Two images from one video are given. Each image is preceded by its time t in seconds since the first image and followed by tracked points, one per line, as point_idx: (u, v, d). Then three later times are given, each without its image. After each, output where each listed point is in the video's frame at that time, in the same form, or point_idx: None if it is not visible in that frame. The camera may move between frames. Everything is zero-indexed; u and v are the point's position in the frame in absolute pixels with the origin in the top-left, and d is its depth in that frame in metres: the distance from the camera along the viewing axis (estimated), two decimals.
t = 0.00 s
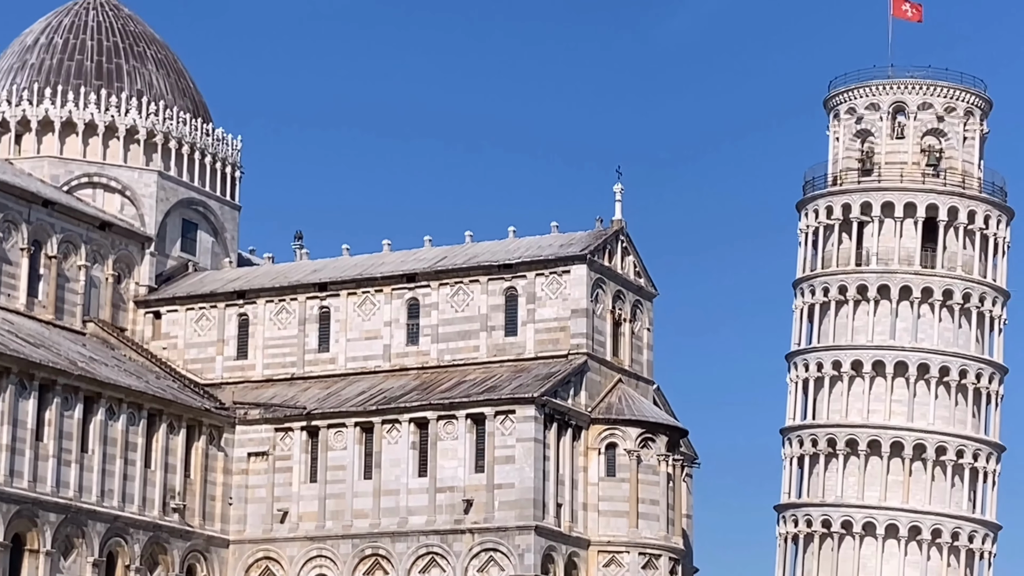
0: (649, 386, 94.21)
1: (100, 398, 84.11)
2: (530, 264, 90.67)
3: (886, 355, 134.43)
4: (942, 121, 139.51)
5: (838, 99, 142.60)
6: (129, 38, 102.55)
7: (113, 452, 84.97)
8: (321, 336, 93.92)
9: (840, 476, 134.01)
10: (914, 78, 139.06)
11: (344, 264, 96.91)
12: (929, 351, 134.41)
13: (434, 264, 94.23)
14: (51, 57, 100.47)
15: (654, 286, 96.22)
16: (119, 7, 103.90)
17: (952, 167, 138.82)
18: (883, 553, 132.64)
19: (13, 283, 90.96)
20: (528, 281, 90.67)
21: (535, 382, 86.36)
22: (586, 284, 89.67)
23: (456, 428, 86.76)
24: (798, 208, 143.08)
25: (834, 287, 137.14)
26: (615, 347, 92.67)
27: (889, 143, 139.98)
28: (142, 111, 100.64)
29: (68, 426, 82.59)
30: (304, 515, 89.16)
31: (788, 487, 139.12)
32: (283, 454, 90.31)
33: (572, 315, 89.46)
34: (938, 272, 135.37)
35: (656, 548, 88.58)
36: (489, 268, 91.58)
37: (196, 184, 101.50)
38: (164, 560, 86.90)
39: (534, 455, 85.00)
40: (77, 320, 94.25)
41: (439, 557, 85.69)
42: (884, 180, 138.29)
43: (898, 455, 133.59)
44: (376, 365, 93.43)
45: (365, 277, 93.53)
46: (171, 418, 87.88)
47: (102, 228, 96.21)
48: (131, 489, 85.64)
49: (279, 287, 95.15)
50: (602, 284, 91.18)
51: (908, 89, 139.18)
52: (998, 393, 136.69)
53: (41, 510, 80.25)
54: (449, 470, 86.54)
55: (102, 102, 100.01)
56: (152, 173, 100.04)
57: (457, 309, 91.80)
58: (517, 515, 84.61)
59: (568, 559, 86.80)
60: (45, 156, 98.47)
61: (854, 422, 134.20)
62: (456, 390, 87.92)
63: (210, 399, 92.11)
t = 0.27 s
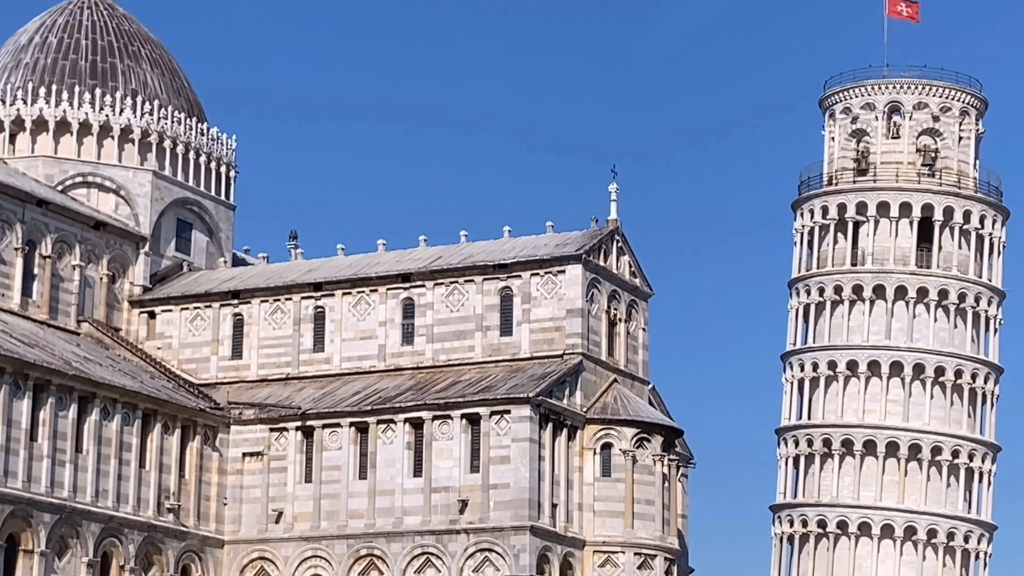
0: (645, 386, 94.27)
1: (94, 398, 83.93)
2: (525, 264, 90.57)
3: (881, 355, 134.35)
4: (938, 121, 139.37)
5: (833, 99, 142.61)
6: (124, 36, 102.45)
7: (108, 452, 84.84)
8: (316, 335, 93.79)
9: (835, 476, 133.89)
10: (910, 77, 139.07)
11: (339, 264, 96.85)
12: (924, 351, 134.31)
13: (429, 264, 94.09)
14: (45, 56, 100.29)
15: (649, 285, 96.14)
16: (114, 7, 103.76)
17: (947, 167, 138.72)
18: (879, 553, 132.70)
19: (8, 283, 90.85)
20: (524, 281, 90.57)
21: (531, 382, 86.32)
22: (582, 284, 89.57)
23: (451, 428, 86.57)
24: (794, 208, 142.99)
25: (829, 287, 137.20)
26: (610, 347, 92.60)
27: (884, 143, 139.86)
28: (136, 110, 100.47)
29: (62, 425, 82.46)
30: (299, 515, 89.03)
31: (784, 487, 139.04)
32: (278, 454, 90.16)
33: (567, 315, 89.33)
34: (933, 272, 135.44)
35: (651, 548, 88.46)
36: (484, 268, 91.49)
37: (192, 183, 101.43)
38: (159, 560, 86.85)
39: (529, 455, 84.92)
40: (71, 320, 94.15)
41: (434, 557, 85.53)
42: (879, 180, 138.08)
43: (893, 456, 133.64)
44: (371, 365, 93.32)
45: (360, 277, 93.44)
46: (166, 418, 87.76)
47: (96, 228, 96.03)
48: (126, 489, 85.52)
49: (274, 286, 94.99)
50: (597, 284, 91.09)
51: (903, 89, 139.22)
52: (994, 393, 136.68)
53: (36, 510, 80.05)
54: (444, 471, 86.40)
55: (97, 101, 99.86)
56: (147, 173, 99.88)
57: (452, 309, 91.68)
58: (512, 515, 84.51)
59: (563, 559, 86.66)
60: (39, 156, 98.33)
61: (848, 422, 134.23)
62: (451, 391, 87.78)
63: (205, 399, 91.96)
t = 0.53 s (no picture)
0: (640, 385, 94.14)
1: (87, 398, 83.78)
2: (520, 264, 90.47)
3: (875, 355, 134.32)
4: (933, 121, 139.45)
5: (828, 98, 142.59)
6: (117, 35, 102.25)
7: (101, 452, 84.71)
8: (310, 335, 93.65)
9: (829, 476, 134.02)
10: (905, 76, 139.06)
11: (334, 263, 96.73)
12: (918, 351, 134.22)
13: (423, 263, 93.97)
14: (39, 54, 100.08)
15: (644, 285, 95.99)
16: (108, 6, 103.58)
17: (942, 166, 138.64)
18: (873, 553, 132.74)
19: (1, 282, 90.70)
20: (518, 280, 90.45)
21: (525, 382, 86.25)
22: (576, 283, 89.44)
23: (445, 428, 86.51)
24: (788, 207, 142.90)
25: (824, 287, 137.16)
26: (605, 346, 92.49)
27: (879, 143, 139.93)
28: (130, 109, 100.31)
29: (56, 425, 82.29)
30: (293, 515, 88.92)
31: (779, 486, 138.97)
32: (272, 454, 90.07)
33: (562, 314, 89.22)
34: (928, 271, 135.33)
35: (645, 548, 88.52)
36: (479, 267, 91.38)
37: (185, 183, 101.28)
38: (153, 560, 86.73)
39: (523, 455, 84.82)
40: (65, 319, 94.00)
41: (428, 557, 85.43)
42: (874, 180, 137.86)
43: (888, 456, 133.59)
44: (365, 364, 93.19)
45: (354, 277, 93.30)
46: (159, 418, 87.63)
47: (90, 227, 95.86)
48: (119, 489, 85.37)
49: (268, 285, 94.86)
50: (591, 284, 90.97)
51: (898, 89, 139.20)
52: (988, 393, 136.57)
53: (29, 510, 79.93)
54: (439, 470, 86.32)
55: (91, 100, 99.69)
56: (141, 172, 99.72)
57: (447, 308, 91.57)
58: (506, 515, 84.39)
59: (557, 559, 86.56)
60: (33, 154, 98.15)
61: (843, 422, 134.20)
62: (445, 390, 87.67)
63: (199, 398, 91.83)
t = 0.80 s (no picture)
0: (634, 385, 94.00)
1: (81, 397, 83.61)
2: (515, 263, 90.37)
3: (871, 355, 134.23)
4: (928, 121, 139.31)
5: (823, 98, 142.58)
6: (112, 34, 102.09)
7: (95, 451, 84.55)
8: (304, 334, 93.51)
9: (824, 476, 133.98)
10: (900, 76, 139.05)
11: (328, 263, 96.63)
12: (913, 351, 134.18)
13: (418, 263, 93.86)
14: (33, 53, 99.88)
15: (638, 285, 95.96)
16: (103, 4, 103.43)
17: (937, 166, 138.58)
18: (868, 553, 132.62)
19: None
20: (513, 280, 90.36)
21: (520, 381, 86.17)
22: (571, 283, 89.37)
23: (440, 427, 86.37)
24: (784, 207, 142.84)
25: (819, 286, 137.12)
26: (600, 346, 92.41)
27: (874, 143, 139.92)
28: (125, 108, 100.14)
29: (50, 424, 82.13)
30: (287, 515, 88.78)
31: (774, 486, 138.93)
32: (266, 453, 89.92)
33: (557, 314, 89.13)
34: (923, 271, 135.26)
35: (640, 548, 88.29)
36: (473, 267, 91.27)
37: (180, 182, 101.15)
38: (147, 560, 86.57)
39: (518, 455, 84.74)
40: (59, 318, 93.84)
41: (422, 557, 85.31)
42: (870, 180, 137.62)
43: (883, 456, 133.46)
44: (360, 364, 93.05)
45: (349, 276, 93.20)
46: (153, 417, 87.48)
47: (84, 226, 95.72)
48: (113, 488, 85.22)
49: (263, 284, 94.73)
50: (586, 283, 90.88)
51: (893, 89, 139.18)
52: (983, 393, 136.47)
53: (23, 509, 79.76)
54: (433, 470, 86.20)
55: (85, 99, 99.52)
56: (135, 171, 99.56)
57: (442, 308, 91.46)
58: (501, 514, 84.31)
59: (552, 559, 86.48)
60: (27, 153, 98.01)
61: (837, 422, 134.13)
62: (440, 390, 87.55)
63: (193, 398, 91.68)
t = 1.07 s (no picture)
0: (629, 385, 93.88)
1: (75, 397, 83.43)
2: (510, 262, 90.25)
3: (866, 355, 134.21)
4: (923, 120, 139.31)
5: (818, 97, 142.49)
6: (106, 33, 101.90)
7: (89, 451, 84.36)
8: (299, 334, 93.35)
9: (819, 476, 133.91)
10: (896, 76, 138.97)
11: (323, 262, 96.48)
12: (908, 351, 134.13)
13: (413, 262, 93.72)
14: (27, 51, 99.68)
15: (633, 284, 95.84)
16: (97, 4, 103.25)
17: (932, 166, 138.58)
18: (863, 553, 132.58)
19: None
20: (508, 280, 90.23)
21: (515, 381, 86.04)
22: (567, 282, 89.25)
23: (434, 427, 86.27)
24: (778, 207, 142.78)
25: (814, 287, 137.07)
26: (594, 346, 92.27)
27: (869, 142, 139.71)
28: (119, 107, 99.95)
29: (44, 424, 81.94)
30: (281, 515, 88.62)
31: (769, 487, 138.75)
32: (261, 453, 89.77)
33: (552, 314, 89.00)
34: (918, 271, 135.21)
35: (635, 548, 88.17)
36: (469, 266, 91.13)
37: (174, 182, 100.96)
38: (141, 560, 86.40)
39: (512, 455, 84.61)
40: (53, 318, 93.68)
41: (417, 557, 85.17)
42: (864, 180, 137.76)
43: (878, 456, 133.55)
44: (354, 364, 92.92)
45: (343, 276, 93.05)
46: (147, 417, 87.32)
47: (78, 225, 95.54)
48: (107, 488, 85.03)
49: (257, 284, 94.59)
50: (581, 283, 90.77)
51: (888, 88, 139.15)
52: (978, 393, 136.40)
53: (16, 509, 79.57)
54: (427, 470, 86.07)
55: (79, 98, 99.33)
56: (129, 170, 99.39)
57: (436, 307, 91.32)
58: (495, 515, 84.17)
59: (547, 559, 86.33)
60: (21, 152, 97.80)
61: (832, 422, 134.07)
62: (435, 390, 87.41)
63: (187, 398, 91.53)
